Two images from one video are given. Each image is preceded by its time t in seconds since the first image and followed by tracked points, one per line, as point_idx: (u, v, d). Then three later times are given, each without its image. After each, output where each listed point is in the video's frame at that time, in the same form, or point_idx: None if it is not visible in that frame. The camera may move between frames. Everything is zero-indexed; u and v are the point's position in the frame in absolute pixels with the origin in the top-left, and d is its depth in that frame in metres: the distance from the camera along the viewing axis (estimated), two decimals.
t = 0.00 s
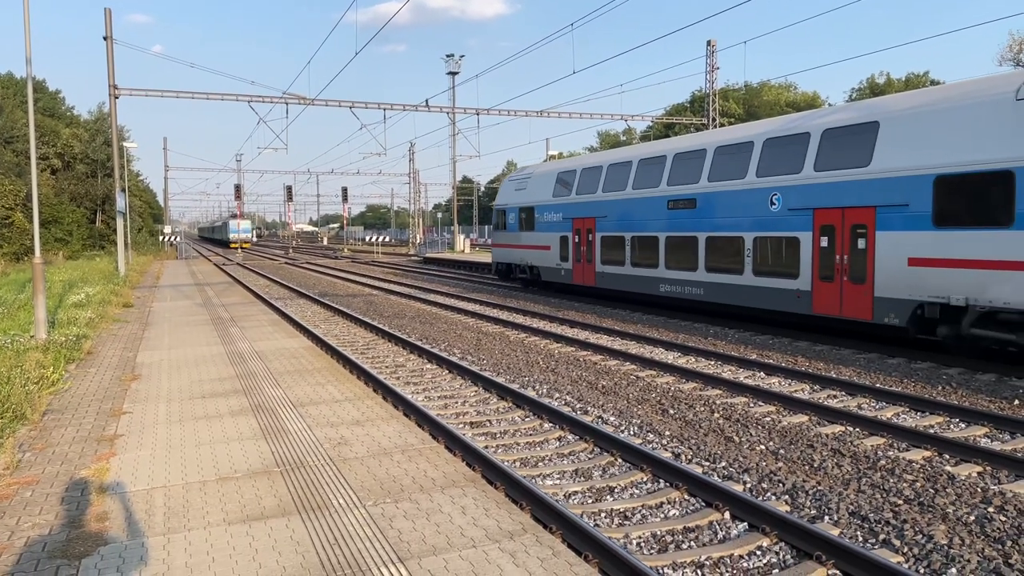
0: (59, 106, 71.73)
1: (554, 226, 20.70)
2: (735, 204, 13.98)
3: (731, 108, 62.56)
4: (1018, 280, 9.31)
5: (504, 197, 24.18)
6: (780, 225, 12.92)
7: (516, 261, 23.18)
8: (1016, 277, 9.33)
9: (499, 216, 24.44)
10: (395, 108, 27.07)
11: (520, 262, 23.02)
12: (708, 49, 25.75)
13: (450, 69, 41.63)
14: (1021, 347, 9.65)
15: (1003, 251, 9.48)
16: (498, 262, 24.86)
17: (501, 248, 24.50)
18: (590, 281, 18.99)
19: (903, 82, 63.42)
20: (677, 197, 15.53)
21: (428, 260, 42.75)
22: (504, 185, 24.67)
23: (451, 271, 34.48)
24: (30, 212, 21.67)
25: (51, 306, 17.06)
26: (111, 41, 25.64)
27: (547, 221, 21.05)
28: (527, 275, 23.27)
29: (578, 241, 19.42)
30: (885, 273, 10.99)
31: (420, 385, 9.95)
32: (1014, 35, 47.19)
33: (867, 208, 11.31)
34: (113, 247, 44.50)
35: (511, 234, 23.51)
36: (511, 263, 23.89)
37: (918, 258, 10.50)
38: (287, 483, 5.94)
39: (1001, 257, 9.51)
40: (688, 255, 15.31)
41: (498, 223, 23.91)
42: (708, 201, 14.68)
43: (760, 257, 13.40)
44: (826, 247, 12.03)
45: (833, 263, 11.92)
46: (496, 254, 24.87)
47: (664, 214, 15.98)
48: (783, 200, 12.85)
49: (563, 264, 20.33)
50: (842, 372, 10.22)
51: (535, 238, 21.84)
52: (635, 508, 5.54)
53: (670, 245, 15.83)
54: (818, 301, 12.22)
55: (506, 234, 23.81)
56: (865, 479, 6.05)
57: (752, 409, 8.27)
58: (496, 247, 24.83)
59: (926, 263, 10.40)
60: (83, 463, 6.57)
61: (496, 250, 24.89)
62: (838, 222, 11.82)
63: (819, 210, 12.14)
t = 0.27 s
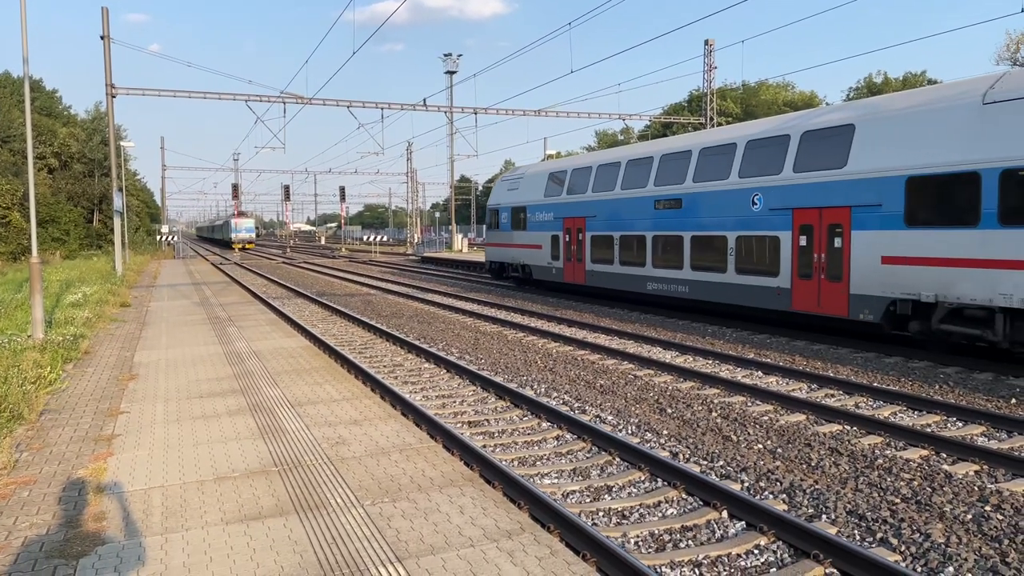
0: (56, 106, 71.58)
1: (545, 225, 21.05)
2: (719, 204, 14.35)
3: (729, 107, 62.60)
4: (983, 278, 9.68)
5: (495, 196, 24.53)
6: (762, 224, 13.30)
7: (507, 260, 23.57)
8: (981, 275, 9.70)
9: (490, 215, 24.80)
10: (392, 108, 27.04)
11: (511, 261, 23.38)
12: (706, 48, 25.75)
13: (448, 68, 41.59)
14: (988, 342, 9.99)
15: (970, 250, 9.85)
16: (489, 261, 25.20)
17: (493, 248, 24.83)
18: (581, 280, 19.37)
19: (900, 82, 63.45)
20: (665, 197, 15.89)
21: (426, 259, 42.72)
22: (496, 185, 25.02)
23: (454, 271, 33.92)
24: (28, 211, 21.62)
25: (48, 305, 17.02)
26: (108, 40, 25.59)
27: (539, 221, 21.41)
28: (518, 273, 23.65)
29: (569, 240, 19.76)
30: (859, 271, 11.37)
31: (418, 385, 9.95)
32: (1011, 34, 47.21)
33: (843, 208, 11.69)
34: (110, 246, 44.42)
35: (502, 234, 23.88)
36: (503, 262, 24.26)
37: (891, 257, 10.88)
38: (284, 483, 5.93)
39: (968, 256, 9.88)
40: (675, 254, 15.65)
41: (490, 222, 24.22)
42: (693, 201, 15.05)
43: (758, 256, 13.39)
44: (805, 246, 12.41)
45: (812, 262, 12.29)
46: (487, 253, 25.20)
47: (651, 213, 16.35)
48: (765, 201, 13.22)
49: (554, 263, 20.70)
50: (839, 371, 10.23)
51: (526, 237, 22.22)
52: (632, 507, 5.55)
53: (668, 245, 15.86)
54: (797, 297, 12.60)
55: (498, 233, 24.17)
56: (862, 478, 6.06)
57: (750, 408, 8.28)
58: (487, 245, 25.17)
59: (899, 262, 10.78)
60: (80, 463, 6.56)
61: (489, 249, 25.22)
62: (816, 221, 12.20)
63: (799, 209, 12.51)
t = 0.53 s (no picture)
0: (53, 105, 71.46)
1: (537, 224, 21.27)
2: (705, 204, 14.62)
3: (727, 106, 62.61)
4: (956, 276, 9.99)
5: (487, 196, 24.73)
6: (746, 224, 13.57)
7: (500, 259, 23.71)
8: (954, 273, 10.01)
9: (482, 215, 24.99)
10: (390, 107, 27.02)
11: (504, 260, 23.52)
12: (703, 48, 25.77)
13: (445, 68, 41.54)
14: (960, 337, 10.35)
15: (943, 249, 10.15)
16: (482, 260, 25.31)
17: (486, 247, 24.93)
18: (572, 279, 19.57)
19: (898, 81, 63.47)
20: (653, 197, 16.15)
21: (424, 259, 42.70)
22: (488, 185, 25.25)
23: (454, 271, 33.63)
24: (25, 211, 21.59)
25: (45, 305, 16.99)
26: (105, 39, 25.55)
27: (530, 220, 21.64)
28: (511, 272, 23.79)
29: (561, 239, 19.94)
30: (838, 269, 11.69)
31: (416, 384, 9.94)
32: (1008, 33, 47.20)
33: (823, 208, 11.99)
34: (107, 246, 44.34)
35: (494, 233, 24.03)
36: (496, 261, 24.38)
37: (869, 255, 11.18)
38: (282, 483, 5.93)
39: (941, 255, 10.18)
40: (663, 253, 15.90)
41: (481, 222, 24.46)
42: (680, 201, 15.31)
43: (755, 255, 13.38)
44: (787, 245, 12.71)
45: (794, 260, 12.59)
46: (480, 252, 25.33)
47: (640, 213, 16.60)
48: (749, 201, 13.49)
49: (546, 261, 20.86)
50: (837, 370, 10.24)
51: (519, 236, 22.36)
52: (631, 506, 5.55)
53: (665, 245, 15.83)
54: (780, 295, 12.89)
55: (490, 232, 24.32)
56: (860, 477, 6.07)
57: (747, 408, 8.29)
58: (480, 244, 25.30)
59: (876, 261, 11.09)
60: (77, 463, 6.55)
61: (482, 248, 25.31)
62: (797, 221, 12.50)
63: (781, 209, 12.80)
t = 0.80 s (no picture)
0: (51, 105, 71.38)
1: (529, 224, 21.41)
2: (693, 204, 14.85)
3: (724, 106, 62.64)
4: (933, 275, 10.28)
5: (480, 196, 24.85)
6: (733, 224, 13.81)
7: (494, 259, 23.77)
8: (931, 272, 10.30)
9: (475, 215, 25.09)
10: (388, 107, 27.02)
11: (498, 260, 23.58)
12: (702, 47, 25.78)
13: (443, 68, 41.51)
14: (938, 334, 10.61)
15: (922, 248, 10.43)
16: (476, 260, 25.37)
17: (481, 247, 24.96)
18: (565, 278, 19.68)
19: (896, 81, 63.52)
20: (643, 198, 16.37)
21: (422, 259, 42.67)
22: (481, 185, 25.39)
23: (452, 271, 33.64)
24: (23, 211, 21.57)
25: (43, 305, 16.97)
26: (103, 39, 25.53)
27: (522, 220, 21.80)
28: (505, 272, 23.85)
29: (554, 239, 20.06)
30: (821, 268, 11.98)
31: (414, 384, 9.94)
32: (1006, 33, 47.25)
33: (807, 208, 12.28)
34: (105, 246, 44.29)
35: (488, 232, 24.09)
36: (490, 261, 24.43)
37: (851, 255, 11.48)
38: (280, 483, 5.92)
39: (920, 254, 10.46)
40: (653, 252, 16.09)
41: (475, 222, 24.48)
42: (669, 201, 15.53)
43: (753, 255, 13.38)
44: (772, 244, 12.99)
45: (778, 259, 12.86)
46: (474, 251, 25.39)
47: (631, 213, 16.80)
48: (736, 201, 13.74)
49: (539, 261, 20.93)
50: (835, 370, 10.24)
51: (512, 236, 22.42)
52: (629, 506, 5.55)
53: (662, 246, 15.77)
54: (766, 294, 13.16)
55: (484, 232, 24.37)
56: (858, 476, 6.07)
57: (745, 407, 8.29)
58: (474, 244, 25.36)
59: (858, 260, 11.38)
60: (75, 463, 6.54)
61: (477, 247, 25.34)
62: (782, 221, 12.77)
63: (767, 209, 13.07)
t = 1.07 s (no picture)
0: (49, 104, 71.29)
1: (523, 224, 21.48)
2: (682, 204, 15.05)
3: (723, 106, 62.65)
4: (914, 274, 10.52)
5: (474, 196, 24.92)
6: (722, 225, 14.03)
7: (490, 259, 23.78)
8: (912, 271, 10.53)
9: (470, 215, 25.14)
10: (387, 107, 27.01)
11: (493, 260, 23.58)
12: (700, 48, 25.80)
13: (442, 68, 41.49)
14: (918, 332, 10.86)
15: (903, 247, 10.66)
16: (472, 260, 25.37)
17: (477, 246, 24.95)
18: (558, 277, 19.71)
19: (894, 81, 63.57)
20: (633, 198, 16.55)
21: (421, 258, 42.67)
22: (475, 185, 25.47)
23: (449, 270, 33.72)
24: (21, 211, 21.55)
25: (41, 305, 16.95)
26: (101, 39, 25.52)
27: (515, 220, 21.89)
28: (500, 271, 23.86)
29: (547, 239, 20.12)
30: (806, 267, 12.24)
31: (412, 384, 9.94)
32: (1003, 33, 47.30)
33: (792, 208, 12.53)
34: (103, 246, 44.24)
35: (483, 232, 24.10)
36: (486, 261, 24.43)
37: (834, 254, 11.74)
38: (278, 483, 5.92)
39: (901, 253, 10.69)
40: (645, 251, 16.21)
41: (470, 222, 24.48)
42: (660, 202, 15.71)
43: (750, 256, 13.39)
44: (758, 245, 13.23)
45: (765, 259, 13.10)
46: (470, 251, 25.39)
47: (622, 213, 16.93)
48: (724, 202, 13.96)
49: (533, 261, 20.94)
50: (833, 370, 10.25)
51: (507, 236, 22.43)
52: (627, 506, 5.55)
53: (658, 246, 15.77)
54: (753, 293, 13.38)
55: (479, 232, 24.39)
56: (856, 476, 6.08)
57: (743, 407, 8.30)
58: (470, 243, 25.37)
59: (840, 259, 11.64)
60: (73, 463, 6.53)
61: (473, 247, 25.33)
62: (768, 221, 13.00)
63: (754, 210, 13.31)
